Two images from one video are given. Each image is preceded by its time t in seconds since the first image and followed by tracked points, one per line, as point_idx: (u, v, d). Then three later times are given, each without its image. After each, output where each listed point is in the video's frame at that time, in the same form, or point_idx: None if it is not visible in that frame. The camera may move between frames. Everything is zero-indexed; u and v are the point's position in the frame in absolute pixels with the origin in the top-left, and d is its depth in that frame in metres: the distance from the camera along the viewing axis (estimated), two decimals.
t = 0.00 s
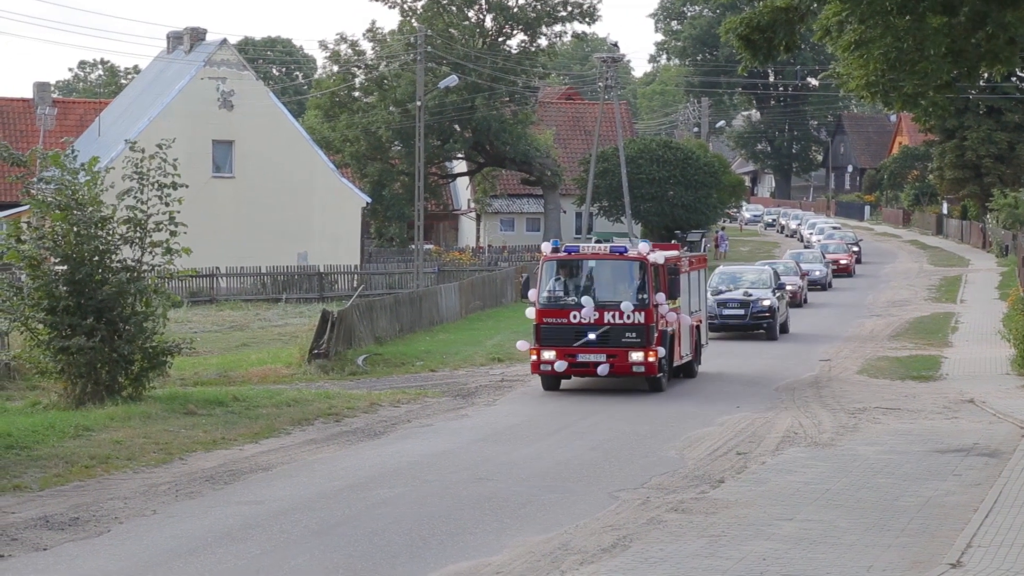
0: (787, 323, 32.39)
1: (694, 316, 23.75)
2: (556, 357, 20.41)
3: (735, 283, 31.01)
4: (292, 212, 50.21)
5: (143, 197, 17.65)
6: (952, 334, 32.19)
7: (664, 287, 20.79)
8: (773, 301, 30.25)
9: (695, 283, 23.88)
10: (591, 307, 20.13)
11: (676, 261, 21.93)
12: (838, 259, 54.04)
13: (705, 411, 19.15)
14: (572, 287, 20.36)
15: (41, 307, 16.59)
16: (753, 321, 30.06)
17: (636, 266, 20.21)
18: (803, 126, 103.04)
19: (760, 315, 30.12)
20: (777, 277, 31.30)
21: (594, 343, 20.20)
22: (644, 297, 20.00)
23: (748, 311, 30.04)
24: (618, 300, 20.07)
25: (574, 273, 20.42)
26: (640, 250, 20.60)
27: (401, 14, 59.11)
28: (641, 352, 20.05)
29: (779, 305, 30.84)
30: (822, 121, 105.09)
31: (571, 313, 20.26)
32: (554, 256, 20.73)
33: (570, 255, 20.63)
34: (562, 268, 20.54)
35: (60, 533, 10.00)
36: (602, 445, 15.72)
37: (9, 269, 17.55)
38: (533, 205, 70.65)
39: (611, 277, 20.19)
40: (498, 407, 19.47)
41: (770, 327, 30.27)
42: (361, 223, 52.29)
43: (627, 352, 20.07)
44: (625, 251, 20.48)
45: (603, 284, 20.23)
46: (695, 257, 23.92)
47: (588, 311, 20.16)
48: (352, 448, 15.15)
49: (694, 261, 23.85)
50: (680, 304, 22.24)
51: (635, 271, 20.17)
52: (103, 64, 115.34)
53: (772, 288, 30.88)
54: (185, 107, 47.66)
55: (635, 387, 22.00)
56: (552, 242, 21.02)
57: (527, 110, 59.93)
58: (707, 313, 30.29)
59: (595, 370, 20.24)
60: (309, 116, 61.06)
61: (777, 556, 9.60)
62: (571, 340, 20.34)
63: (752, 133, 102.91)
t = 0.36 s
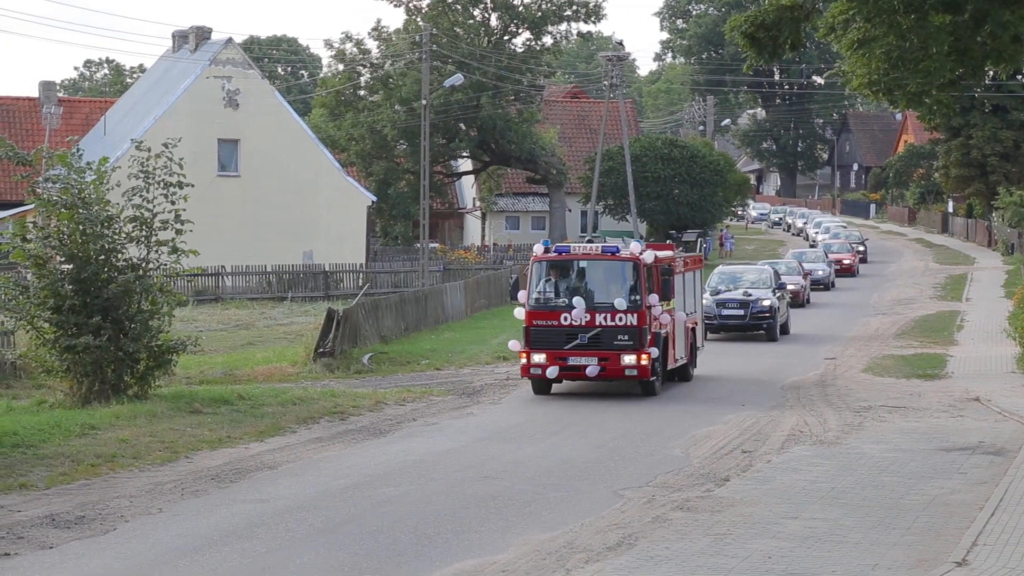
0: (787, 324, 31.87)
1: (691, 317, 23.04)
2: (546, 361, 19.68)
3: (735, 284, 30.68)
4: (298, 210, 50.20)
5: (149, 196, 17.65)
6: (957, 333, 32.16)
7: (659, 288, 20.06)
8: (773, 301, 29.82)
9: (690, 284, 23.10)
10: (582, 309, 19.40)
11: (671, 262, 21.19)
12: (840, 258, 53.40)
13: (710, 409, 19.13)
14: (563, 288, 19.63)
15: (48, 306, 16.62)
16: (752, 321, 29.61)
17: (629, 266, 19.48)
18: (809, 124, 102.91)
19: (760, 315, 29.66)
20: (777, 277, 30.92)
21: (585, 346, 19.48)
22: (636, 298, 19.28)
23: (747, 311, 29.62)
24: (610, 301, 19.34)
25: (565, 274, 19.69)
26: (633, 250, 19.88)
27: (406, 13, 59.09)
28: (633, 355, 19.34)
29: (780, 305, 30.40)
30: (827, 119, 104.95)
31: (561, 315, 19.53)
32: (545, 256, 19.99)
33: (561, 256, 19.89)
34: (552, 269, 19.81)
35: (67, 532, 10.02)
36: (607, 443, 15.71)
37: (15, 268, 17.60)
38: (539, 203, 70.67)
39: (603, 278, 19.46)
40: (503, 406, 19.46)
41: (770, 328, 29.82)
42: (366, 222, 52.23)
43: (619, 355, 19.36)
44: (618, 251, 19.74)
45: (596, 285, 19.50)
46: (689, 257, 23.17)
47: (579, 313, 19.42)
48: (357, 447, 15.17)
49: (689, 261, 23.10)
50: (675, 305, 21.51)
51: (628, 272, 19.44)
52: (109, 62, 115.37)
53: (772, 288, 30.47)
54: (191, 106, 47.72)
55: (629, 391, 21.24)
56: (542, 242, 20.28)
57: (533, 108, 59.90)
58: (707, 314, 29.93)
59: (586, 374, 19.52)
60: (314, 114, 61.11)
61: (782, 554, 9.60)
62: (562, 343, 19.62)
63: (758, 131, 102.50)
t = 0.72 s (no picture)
0: (789, 325, 31.08)
1: (687, 318, 22.32)
2: (537, 363, 18.86)
3: (736, 282, 30.07)
4: (305, 207, 50.21)
5: (157, 192, 17.64)
6: (964, 329, 32.08)
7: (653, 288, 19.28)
8: (775, 300, 29.20)
9: (686, 284, 22.32)
10: (574, 309, 18.60)
11: (667, 261, 20.44)
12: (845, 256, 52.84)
13: (717, 406, 19.11)
14: (555, 288, 18.84)
15: (55, 303, 16.62)
16: (754, 320, 28.96)
17: (623, 265, 18.71)
18: (816, 121, 102.75)
19: (762, 315, 29.02)
20: (780, 276, 30.33)
21: (577, 348, 18.69)
22: (631, 298, 18.50)
23: (748, 310, 28.96)
24: (604, 301, 18.56)
25: (557, 273, 18.90)
26: (628, 248, 19.10)
27: (413, 9, 59.07)
28: (627, 357, 18.54)
29: (781, 304, 29.79)
30: (834, 116, 104.77)
31: (553, 315, 18.73)
32: (536, 255, 19.22)
33: (553, 255, 19.11)
34: (543, 268, 19.02)
35: (74, 529, 10.02)
36: (613, 440, 15.70)
37: (23, 266, 17.63)
38: (545, 200, 70.69)
39: (596, 277, 18.69)
40: (511, 402, 19.46)
41: (772, 327, 29.17)
42: (373, 219, 52.23)
43: (613, 357, 18.55)
44: (611, 250, 18.98)
45: (589, 285, 18.71)
46: (686, 257, 22.42)
47: (571, 313, 18.63)
48: (364, 444, 15.17)
49: (686, 261, 22.35)
50: (670, 306, 20.74)
51: (622, 271, 18.66)
52: (116, 59, 115.50)
53: (774, 287, 29.90)
54: (198, 103, 47.76)
55: (623, 394, 20.45)
56: (533, 241, 19.49)
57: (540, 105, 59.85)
58: (708, 312, 29.28)
59: (578, 377, 18.71)
60: (321, 111, 61.15)
61: (789, 551, 9.58)
62: (553, 344, 18.81)
63: (765, 128, 102.55)
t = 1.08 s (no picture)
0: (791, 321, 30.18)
1: (682, 316, 21.79)
2: (528, 363, 18.29)
3: (738, 279, 29.40)
4: (313, 203, 50.26)
5: (165, 188, 17.65)
6: (973, 324, 32.02)
7: (647, 286, 18.76)
8: (777, 297, 28.51)
9: (680, 281, 21.81)
10: (566, 307, 18.03)
11: (660, 258, 19.93)
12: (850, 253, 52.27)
13: (725, 401, 19.10)
14: (546, 286, 18.29)
15: (63, 298, 16.68)
16: (756, 318, 28.35)
17: (616, 262, 18.19)
18: (823, 116, 102.59)
19: (764, 312, 28.38)
20: (783, 272, 29.48)
21: (570, 347, 18.14)
22: (624, 295, 17.98)
23: (750, 307, 28.35)
24: (597, 299, 18.02)
25: (548, 271, 18.34)
26: (620, 244, 18.58)
27: (421, 4, 59.03)
28: (621, 356, 18.02)
29: (785, 302, 29.12)
30: (842, 111, 104.54)
31: (544, 314, 18.16)
32: (526, 252, 18.66)
33: (544, 252, 18.54)
34: (534, 266, 18.45)
35: (82, 524, 10.05)
36: (621, 435, 15.68)
37: (31, 262, 17.67)
38: (553, 195, 70.79)
39: (589, 274, 18.16)
40: (518, 398, 19.48)
41: (774, 325, 28.55)
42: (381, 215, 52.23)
43: (606, 357, 18.02)
44: (603, 246, 18.44)
45: (581, 282, 18.18)
46: (680, 254, 21.88)
47: (563, 312, 18.06)
48: (373, 438, 15.19)
49: (680, 258, 21.82)
50: (665, 304, 20.23)
51: (615, 268, 18.15)
52: (124, 55, 115.49)
53: (777, 283, 29.18)
54: (206, 99, 47.81)
55: (618, 394, 19.89)
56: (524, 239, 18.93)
57: (547, 100, 59.78)
58: (709, 309, 28.72)
59: (571, 377, 18.15)
60: (329, 107, 61.20)
61: (797, 546, 9.58)
62: (545, 344, 18.25)
63: (773, 123, 102.56)
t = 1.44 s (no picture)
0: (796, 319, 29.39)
1: (681, 315, 20.97)
2: (520, 364, 17.45)
3: (741, 276, 28.55)
4: (322, 199, 50.29)
5: (175, 183, 17.66)
6: (983, 318, 31.95)
7: (643, 284, 17.93)
8: (781, 293, 27.76)
9: (678, 279, 20.96)
10: (560, 307, 17.18)
11: (657, 255, 19.11)
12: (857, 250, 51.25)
13: (735, 396, 19.06)
14: (539, 284, 17.44)
15: (74, 293, 16.73)
16: (760, 316, 27.56)
17: (611, 260, 17.36)
18: (833, 110, 102.39)
19: (768, 309, 27.59)
20: (787, 268, 28.63)
21: (563, 347, 17.30)
22: (619, 294, 17.14)
23: (754, 305, 27.55)
24: (591, 298, 17.18)
25: (542, 268, 17.49)
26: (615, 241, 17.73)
27: None
28: (616, 357, 17.20)
29: (788, 299, 28.32)
30: (852, 105, 104.32)
31: (537, 313, 17.31)
32: (519, 249, 17.80)
33: (537, 249, 17.67)
34: (527, 264, 17.59)
35: (93, 519, 10.06)
36: (631, 430, 15.66)
37: (41, 257, 17.69)
38: (562, 190, 70.84)
39: (583, 272, 17.32)
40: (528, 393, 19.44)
41: (778, 323, 27.79)
42: (390, 210, 52.23)
43: (600, 357, 17.20)
44: (598, 243, 17.58)
45: (576, 280, 17.33)
46: (678, 250, 21.01)
47: (557, 311, 17.21)
48: (383, 434, 15.20)
49: (678, 255, 20.99)
50: (662, 303, 19.40)
51: (610, 265, 17.31)
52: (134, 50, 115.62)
53: (781, 280, 28.31)
54: (215, 94, 47.81)
55: (613, 395, 19.09)
56: (516, 235, 18.05)
57: (557, 95, 59.74)
58: (711, 308, 27.89)
59: (564, 378, 17.32)
60: (338, 102, 61.19)
61: (807, 540, 9.56)
62: (538, 344, 17.41)
63: (781, 117, 101.91)
